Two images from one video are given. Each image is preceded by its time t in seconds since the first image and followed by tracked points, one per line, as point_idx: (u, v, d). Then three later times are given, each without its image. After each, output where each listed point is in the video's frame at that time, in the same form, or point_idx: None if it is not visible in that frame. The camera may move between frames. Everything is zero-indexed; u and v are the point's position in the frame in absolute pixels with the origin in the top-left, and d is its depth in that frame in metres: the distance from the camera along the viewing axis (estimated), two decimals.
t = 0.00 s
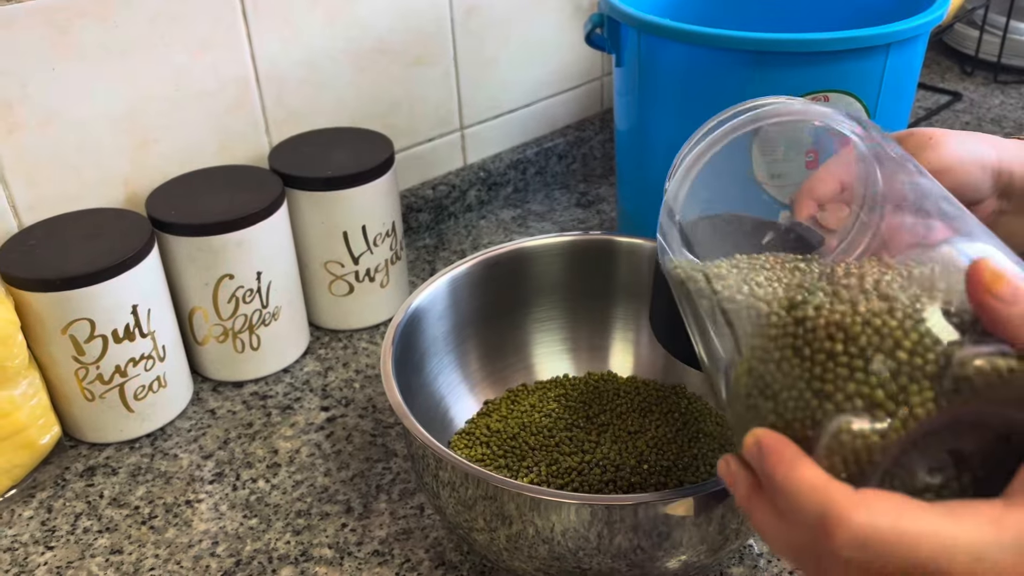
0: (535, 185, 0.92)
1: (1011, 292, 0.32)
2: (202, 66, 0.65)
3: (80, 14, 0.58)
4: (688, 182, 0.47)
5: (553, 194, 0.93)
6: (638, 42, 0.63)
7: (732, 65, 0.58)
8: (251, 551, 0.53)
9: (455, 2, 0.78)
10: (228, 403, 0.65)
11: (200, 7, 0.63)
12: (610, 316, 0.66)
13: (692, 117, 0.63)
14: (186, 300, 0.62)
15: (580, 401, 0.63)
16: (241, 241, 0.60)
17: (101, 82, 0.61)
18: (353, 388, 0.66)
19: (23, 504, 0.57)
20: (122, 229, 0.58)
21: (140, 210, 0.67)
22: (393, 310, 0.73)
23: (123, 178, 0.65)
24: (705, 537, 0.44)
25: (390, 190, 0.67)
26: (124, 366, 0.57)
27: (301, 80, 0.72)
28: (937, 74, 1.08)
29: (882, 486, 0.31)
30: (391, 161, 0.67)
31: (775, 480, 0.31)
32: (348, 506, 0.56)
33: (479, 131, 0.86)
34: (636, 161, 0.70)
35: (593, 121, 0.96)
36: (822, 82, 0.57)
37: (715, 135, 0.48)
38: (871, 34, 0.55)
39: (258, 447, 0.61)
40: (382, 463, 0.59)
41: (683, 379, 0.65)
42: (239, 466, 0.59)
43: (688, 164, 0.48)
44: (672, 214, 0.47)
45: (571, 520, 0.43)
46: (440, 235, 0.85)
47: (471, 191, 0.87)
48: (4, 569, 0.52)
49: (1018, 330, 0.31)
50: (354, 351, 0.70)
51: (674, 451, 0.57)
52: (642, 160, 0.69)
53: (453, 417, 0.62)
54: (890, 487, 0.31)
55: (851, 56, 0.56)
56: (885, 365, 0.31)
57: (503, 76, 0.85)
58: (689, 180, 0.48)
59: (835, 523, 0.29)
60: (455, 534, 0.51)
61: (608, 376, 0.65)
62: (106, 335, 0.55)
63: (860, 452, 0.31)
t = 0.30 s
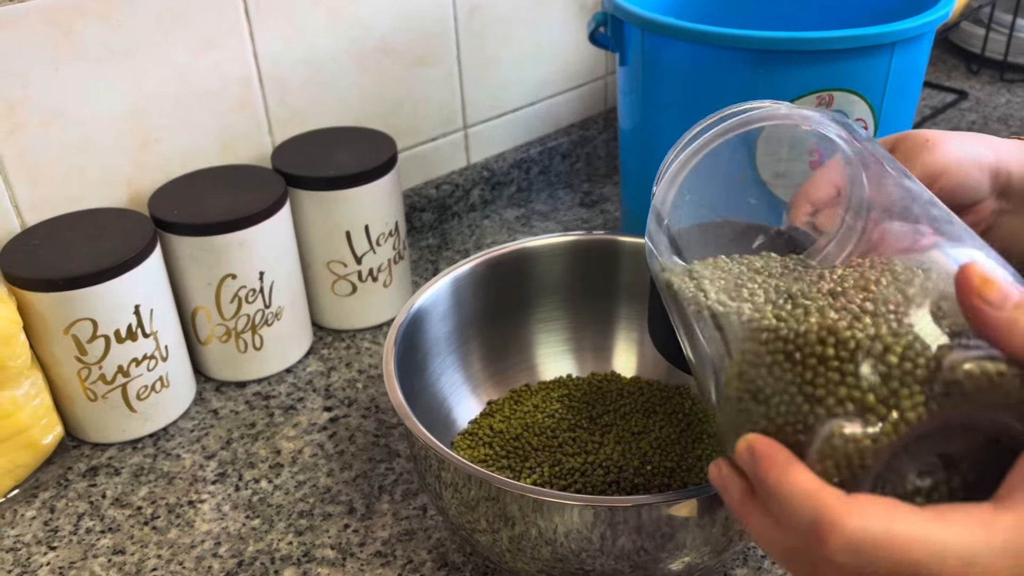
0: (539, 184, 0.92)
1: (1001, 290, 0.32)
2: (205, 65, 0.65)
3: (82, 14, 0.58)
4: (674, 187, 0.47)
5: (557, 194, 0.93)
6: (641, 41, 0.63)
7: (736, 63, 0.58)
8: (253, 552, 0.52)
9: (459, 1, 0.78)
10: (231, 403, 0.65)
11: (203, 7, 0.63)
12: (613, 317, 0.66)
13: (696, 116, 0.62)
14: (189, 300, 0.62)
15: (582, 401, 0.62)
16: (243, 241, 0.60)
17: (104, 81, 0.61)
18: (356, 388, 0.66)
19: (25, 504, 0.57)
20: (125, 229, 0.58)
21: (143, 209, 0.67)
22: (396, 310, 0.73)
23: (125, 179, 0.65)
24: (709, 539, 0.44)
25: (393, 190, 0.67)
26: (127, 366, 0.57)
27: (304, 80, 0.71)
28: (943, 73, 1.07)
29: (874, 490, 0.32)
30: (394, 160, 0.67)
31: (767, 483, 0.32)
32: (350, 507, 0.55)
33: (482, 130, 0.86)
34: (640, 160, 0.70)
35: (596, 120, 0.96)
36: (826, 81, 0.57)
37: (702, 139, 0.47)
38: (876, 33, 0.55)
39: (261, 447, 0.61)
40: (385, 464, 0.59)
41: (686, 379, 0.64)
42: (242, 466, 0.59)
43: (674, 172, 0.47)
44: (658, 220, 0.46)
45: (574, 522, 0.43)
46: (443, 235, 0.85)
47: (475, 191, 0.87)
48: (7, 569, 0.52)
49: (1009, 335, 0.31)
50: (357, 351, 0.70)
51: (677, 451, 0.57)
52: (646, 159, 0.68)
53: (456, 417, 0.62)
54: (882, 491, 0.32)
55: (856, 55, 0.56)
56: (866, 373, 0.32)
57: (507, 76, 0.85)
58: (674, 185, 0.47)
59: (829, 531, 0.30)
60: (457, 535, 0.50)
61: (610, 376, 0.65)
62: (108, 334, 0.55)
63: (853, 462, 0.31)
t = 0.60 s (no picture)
0: (539, 184, 0.92)
1: None
2: (204, 66, 0.65)
3: (81, 14, 0.58)
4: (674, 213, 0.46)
5: (557, 193, 0.93)
6: (641, 40, 0.62)
7: (736, 62, 0.58)
8: (253, 552, 0.52)
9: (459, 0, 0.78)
10: (231, 403, 0.65)
11: (203, 7, 0.63)
12: (613, 316, 0.66)
13: (695, 115, 0.62)
14: (189, 300, 0.62)
15: (581, 401, 0.62)
16: (243, 241, 0.60)
17: (103, 81, 0.61)
18: (356, 388, 0.66)
19: (25, 504, 0.57)
20: (125, 229, 0.58)
21: (143, 209, 0.67)
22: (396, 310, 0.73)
23: (125, 179, 0.65)
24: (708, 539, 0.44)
25: (393, 189, 0.67)
26: (127, 366, 0.57)
27: (304, 80, 0.71)
28: (944, 72, 1.07)
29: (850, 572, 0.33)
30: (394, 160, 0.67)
31: None
32: (350, 506, 0.55)
33: (482, 129, 0.86)
34: (640, 160, 0.70)
35: (597, 120, 0.96)
36: (826, 79, 0.57)
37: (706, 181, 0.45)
38: (876, 31, 0.55)
39: (261, 447, 0.61)
40: (385, 464, 0.59)
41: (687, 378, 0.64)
42: (242, 466, 0.59)
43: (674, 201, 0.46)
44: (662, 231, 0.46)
45: (573, 522, 0.43)
46: (444, 234, 0.85)
47: (475, 190, 0.87)
48: (7, 569, 0.52)
49: None
50: (357, 351, 0.70)
51: (676, 451, 0.57)
52: (646, 158, 0.68)
53: (456, 417, 0.62)
54: None
55: (856, 53, 0.56)
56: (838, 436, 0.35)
57: (507, 76, 0.85)
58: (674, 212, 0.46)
59: None
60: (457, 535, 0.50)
61: (610, 376, 0.65)
62: (108, 335, 0.55)
63: (867, 512, 0.34)
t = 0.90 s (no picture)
0: (543, 184, 0.92)
1: None
2: (209, 66, 0.65)
3: (85, 14, 0.58)
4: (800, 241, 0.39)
5: (560, 193, 0.92)
6: (646, 39, 0.62)
7: (741, 61, 0.57)
8: (258, 553, 0.52)
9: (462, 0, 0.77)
10: (236, 403, 0.65)
11: (206, 7, 0.63)
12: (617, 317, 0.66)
13: (700, 115, 0.62)
14: (194, 301, 0.62)
15: (586, 401, 0.62)
16: (247, 241, 0.59)
17: (107, 82, 0.61)
18: (360, 388, 0.66)
19: (30, 505, 0.57)
20: (129, 230, 0.58)
21: (147, 210, 0.67)
22: (400, 310, 0.72)
23: (129, 179, 0.65)
24: (714, 539, 0.44)
25: (397, 189, 0.67)
26: (132, 367, 0.57)
27: (307, 80, 0.71)
28: (947, 71, 1.07)
29: None
30: (398, 160, 0.66)
31: None
32: (355, 507, 0.55)
33: (485, 129, 0.86)
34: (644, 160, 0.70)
35: (600, 119, 0.95)
36: (832, 78, 0.57)
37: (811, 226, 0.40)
38: (881, 30, 0.55)
39: (266, 447, 0.61)
40: (389, 464, 0.59)
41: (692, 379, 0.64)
42: (247, 466, 0.59)
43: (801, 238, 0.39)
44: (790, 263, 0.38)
45: (580, 522, 0.42)
46: (447, 235, 0.85)
47: (479, 190, 0.86)
48: (12, 570, 0.52)
49: None
50: (362, 352, 0.70)
51: (683, 453, 0.57)
52: (651, 158, 0.68)
53: (460, 417, 0.62)
54: None
55: (861, 52, 0.56)
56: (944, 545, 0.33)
57: (510, 76, 0.85)
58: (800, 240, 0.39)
59: None
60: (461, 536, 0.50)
61: (616, 376, 0.64)
62: (113, 335, 0.55)
63: None
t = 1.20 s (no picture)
0: (544, 184, 0.92)
1: None
2: (211, 67, 0.65)
3: (87, 16, 0.58)
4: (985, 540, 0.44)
5: (562, 193, 0.92)
6: (647, 40, 0.62)
7: (742, 62, 0.57)
8: (260, 553, 0.53)
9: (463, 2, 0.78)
10: (238, 404, 0.65)
11: (208, 8, 0.63)
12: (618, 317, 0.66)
13: (701, 116, 0.62)
14: (196, 301, 0.62)
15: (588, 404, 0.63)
16: (249, 242, 0.60)
17: (109, 83, 0.61)
18: (362, 389, 0.66)
19: (33, 505, 0.57)
20: (132, 231, 0.58)
21: (149, 210, 0.67)
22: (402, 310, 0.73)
23: (131, 180, 0.65)
24: (715, 539, 0.44)
25: (398, 190, 0.67)
26: (134, 368, 0.57)
27: (309, 81, 0.71)
28: (948, 71, 1.07)
29: None
30: (400, 161, 0.67)
31: None
32: (357, 507, 0.55)
33: (487, 130, 0.86)
34: (645, 160, 0.70)
35: (601, 120, 0.95)
36: (832, 79, 0.57)
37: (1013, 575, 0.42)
38: (882, 31, 0.55)
39: (268, 448, 0.61)
40: (392, 464, 0.59)
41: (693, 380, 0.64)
42: (249, 466, 0.59)
43: None
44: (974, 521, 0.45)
45: (581, 523, 0.43)
46: (449, 235, 0.85)
47: (480, 191, 0.86)
48: (15, 571, 0.52)
49: None
50: (364, 352, 0.70)
51: (683, 454, 0.57)
52: (652, 158, 0.68)
53: (461, 418, 0.62)
54: None
55: (862, 53, 0.56)
56: None
57: (511, 77, 0.85)
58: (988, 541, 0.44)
59: None
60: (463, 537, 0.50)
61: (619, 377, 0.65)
62: (115, 336, 0.55)
63: None
